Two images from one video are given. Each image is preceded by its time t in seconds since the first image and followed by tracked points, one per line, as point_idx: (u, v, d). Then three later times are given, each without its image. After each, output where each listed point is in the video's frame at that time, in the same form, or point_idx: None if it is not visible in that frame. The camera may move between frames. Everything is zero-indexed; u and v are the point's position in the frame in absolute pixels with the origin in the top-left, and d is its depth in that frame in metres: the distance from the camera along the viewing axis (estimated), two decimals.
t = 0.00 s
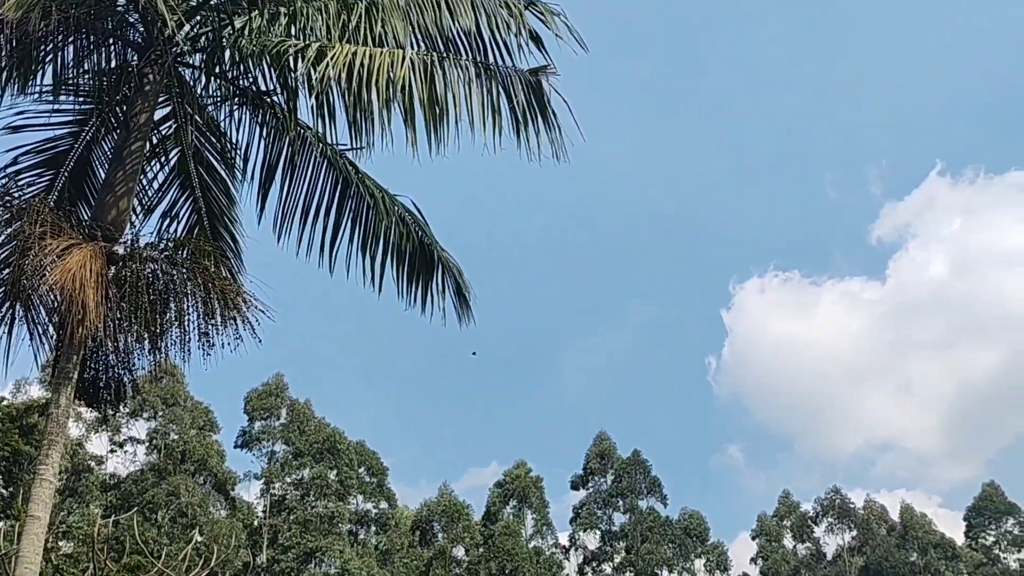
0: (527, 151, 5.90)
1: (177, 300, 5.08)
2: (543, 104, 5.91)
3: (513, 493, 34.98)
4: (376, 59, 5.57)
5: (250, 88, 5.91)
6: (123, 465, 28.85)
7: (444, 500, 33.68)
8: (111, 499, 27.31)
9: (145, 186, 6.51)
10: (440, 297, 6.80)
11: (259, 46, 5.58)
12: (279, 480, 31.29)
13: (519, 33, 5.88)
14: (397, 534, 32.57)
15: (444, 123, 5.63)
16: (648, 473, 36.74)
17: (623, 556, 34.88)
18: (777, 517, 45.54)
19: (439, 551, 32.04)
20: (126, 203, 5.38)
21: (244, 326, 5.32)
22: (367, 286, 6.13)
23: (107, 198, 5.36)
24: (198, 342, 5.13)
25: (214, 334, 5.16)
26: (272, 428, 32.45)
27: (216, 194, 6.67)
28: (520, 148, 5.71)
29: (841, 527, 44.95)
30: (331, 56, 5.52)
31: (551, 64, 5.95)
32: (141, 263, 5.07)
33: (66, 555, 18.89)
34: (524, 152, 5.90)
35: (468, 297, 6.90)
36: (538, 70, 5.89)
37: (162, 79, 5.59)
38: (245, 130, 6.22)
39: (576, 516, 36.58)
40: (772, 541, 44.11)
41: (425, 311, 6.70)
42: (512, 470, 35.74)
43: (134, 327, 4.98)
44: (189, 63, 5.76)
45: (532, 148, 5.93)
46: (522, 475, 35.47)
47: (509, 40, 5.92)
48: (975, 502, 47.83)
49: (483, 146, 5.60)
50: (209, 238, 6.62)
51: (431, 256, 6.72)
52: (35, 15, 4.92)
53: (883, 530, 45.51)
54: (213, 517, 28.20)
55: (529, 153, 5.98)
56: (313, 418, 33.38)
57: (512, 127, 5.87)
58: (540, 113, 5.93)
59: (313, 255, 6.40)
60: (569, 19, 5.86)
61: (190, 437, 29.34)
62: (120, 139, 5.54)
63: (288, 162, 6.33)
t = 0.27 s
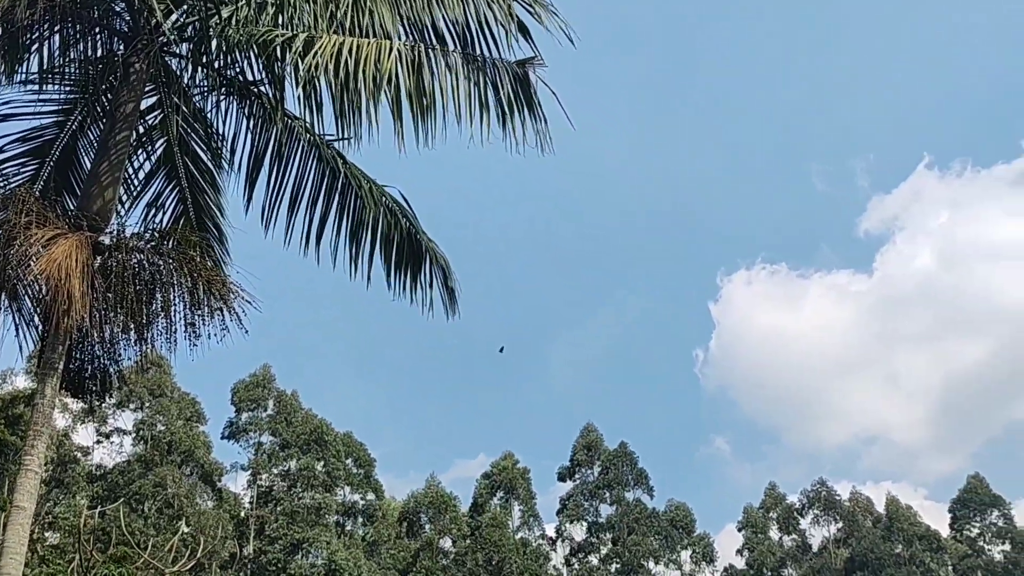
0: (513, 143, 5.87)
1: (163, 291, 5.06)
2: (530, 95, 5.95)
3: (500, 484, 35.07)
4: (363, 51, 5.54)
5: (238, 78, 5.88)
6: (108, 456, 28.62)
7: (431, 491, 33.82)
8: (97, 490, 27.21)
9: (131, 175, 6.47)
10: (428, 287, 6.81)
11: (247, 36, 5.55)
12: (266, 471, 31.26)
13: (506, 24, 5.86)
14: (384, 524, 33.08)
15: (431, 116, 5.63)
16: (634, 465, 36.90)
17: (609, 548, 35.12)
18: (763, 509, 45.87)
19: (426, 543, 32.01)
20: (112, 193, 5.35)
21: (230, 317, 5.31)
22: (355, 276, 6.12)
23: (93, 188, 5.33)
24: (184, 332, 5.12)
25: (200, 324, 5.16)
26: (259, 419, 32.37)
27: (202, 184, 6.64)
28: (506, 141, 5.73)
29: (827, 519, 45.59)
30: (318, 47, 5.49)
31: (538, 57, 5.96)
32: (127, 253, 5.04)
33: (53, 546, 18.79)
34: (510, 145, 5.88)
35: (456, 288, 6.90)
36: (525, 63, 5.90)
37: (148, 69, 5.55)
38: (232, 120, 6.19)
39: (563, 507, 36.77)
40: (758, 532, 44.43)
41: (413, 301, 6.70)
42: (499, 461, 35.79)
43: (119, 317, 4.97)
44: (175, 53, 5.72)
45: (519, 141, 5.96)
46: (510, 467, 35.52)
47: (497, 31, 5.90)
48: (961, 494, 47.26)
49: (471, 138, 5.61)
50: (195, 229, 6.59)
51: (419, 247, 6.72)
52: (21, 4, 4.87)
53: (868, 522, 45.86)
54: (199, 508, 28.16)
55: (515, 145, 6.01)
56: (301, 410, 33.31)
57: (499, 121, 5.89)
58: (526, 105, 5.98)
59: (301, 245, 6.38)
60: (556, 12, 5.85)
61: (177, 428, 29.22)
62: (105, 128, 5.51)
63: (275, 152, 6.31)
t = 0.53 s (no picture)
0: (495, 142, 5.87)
1: (140, 289, 5.04)
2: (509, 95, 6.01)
3: (478, 484, 35.10)
4: (344, 49, 5.54)
5: (218, 76, 5.86)
6: (85, 454, 28.21)
7: (409, 491, 33.81)
8: (73, 488, 26.87)
9: (108, 173, 6.44)
10: (409, 285, 6.82)
11: (226, 33, 5.52)
12: (243, 470, 31.00)
13: (487, 25, 5.91)
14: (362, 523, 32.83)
15: (411, 115, 5.65)
16: (612, 465, 36.98)
17: (586, 548, 35.22)
18: (740, 510, 46.19)
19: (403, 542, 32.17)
20: (90, 190, 5.32)
21: (209, 314, 5.30)
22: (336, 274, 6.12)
23: (70, 185, 5.30)
24: (162, 330, 5.11)
25: (178, 322, 5.14)
26: (237, 418, 32.11)
27: (181, 182, 6.62)
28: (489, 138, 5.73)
29: (803, 520, 46.00)
30: (298, 44, 5.48)
31: (517, 58, 6.02)
32: (105, 250, 5.02)
33: (28, 543, 18.54)
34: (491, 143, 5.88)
35: (436, 286, 6.93)
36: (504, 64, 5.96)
37: (127, 66, 5.52)
38: (211, 118, 6.17)
39: (541, 507, 36.84)
40: (734, 533, 44.77)
41: (393, 299, 6.72)
42: (477, 460, 35.78)
43: (97, 315, 4.94)
44: (154, 49, 5.69)
45: (499, 140, 5.98)
46: (488, 467, 35.51)
47: (477, 32, 5.95)
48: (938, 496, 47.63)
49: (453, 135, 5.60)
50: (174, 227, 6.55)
51: (400, 245, 6.74)
52: None
53: (845, 523, 46.24)
54: (177, 507, 27.92)
55: (496, 144, 6.03)
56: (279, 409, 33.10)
57: (478, 120, 5.94)
58: (505, 105, 6.04)
59: (280, 243, 6.37)
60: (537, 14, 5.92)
61: (154, 426, 28.87)
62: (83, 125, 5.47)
63: (254, 150, 6.30)
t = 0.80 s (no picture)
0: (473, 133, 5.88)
1: (113, 277, 5.00)
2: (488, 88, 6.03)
3: (451, 477, 35.10)
4: (322, 38, 5.50)
5: (194, 64, 5.83)
6: (56, 443, 27.93)
7: (382, 484, 33.77)
8: (44, 477, 26.60)
9: (83, 160, 6.38)
10: (385, 276, 6.82)
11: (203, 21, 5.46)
12: (216, 461, 30.88)
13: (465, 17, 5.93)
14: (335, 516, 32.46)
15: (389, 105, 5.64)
16: (585, 460, 37.20)
17: (558, 542, 35.35)
18: (712, 506, 46.58)
19: (376, 534, 31.91)
20: (64, 177, 5.27)
21: (182, 305, 5.27)
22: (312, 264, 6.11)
23: (44, 172, 5.24)
24: (134, 319, 5.08)
25: (151, 312, 5.11)
26: (210, 409, 31.93)
27: (156, 170, 6.57)
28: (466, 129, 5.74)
29: (775, 517, 46.34)
30: (276, 33, 5.43)
31: (496, 51, 6.05)
32: (77, 238, 4.98)
33: None
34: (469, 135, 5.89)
35: (414, 277, 6.93)
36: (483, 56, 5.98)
37: (103, 53, 5.48)
38: (187, 106, 6.13)
39: (513, 501, 36.94)
40: (706, 529, 45.19)
41: (370, 290, 6.71)
42: (451, 454, 35.78)
43: (68, 303, 4.90)
44: (130, 37, 5.65)
45: (477, 132, 5.99)
46: (462, 460, 35.53)
47: (455, 25, 5.98)
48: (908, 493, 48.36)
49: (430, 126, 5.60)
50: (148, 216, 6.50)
51: (377, 236, 6.73)
52: None
53: (815, 520, 46.79)
54: (148, 497, 27.70)
55: (474, 136, 6.04)
56: (252, 399, 32.81)
57: (455, 111, 5.95)
58: (484, 99, 6.06)
59: (256, 233, 6.35)
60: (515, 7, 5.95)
61: (127, 416, 28.62)
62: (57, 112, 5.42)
63: (231, 140, 6.26)
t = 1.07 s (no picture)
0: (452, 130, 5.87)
1: (88, 273, 4.97)
2: (468, 86, 6.02)
3: (427, 476, 35.06)
4: (301, 36, 5.48)
5: (172, 59, 5.80)
6: (29, 439, 27.51)
7: (358, 482, 33.63)
8: (16, 473, 26.22)
9: (58, 156, 6.32)
10: (364, 275, 6.81)
11: (181, 17, 5.40)
12: (191, 458, 30.58)
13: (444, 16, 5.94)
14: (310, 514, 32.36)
15: (368, 103, 5.63)
16: (561, 460, 37.31)
17: (534, 541, 35.42)
18: (687, 506, 46.85)
19: (351, 533, 32.02)
20: (38, 172, 5.21)
21: (157, 301, 5.24)
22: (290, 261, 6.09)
23: (18, 166, 5.18)
24: (109, 316, 5.04)
25: (126, 308, 5.08)
26: (185, 406, 31.63)
27: (132, 166, 6.52)
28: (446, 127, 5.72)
29: (749, 518, 46.72)
30: (255, 30, 5.40)
31: (476, 49, 6.05)
32: (51, 234, 4.94)
33: None
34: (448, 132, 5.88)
35: (391, 274, 6.93)
36: (463, 54, 5.99)
37: (78, 48, 5.43)
38: (165, 102, 6.09)
39: (489, 500, 36.95)
40: (681, 529, 45.45)
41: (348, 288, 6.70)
42: (427, 453, 35.70)
43: (41, 300, 4.87)
44: (107, 32, 5.61)
45: (457, 129, 5.98)
46: (438, 459, 35.44)
47: (434, 23, 6.00)
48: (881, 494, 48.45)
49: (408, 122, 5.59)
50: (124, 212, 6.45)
51: (355, 233, 6.72)
52: None
53: (789, 521, 47.19)
54: (122, 494, 27.37)
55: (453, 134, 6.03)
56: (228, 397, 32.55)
57: (435, 109, 5.96)
58: (463, 97, 6.05)
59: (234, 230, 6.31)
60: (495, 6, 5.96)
61: (101, 412, 28.27)
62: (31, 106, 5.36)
63: (208, 135, 6.23)
